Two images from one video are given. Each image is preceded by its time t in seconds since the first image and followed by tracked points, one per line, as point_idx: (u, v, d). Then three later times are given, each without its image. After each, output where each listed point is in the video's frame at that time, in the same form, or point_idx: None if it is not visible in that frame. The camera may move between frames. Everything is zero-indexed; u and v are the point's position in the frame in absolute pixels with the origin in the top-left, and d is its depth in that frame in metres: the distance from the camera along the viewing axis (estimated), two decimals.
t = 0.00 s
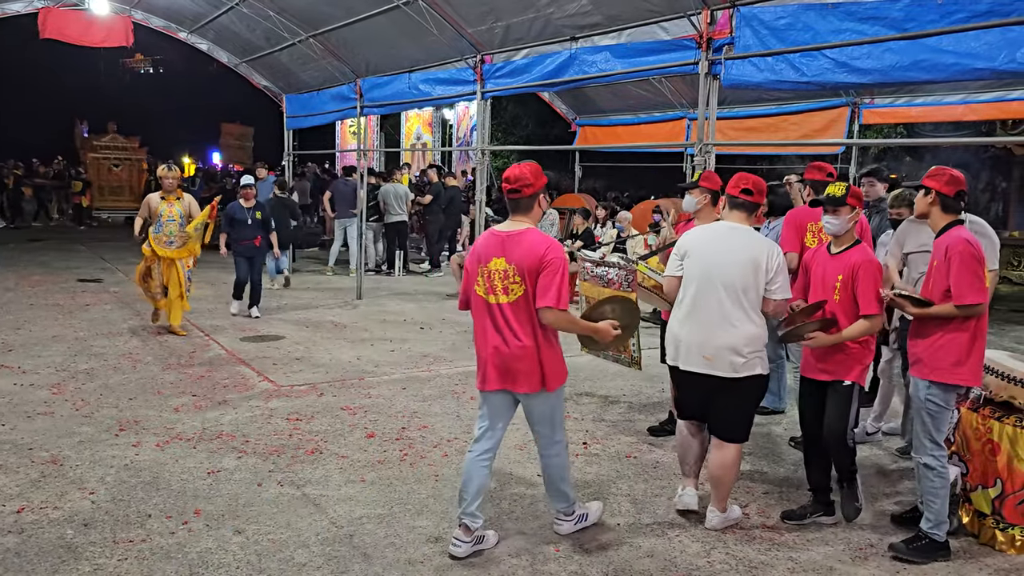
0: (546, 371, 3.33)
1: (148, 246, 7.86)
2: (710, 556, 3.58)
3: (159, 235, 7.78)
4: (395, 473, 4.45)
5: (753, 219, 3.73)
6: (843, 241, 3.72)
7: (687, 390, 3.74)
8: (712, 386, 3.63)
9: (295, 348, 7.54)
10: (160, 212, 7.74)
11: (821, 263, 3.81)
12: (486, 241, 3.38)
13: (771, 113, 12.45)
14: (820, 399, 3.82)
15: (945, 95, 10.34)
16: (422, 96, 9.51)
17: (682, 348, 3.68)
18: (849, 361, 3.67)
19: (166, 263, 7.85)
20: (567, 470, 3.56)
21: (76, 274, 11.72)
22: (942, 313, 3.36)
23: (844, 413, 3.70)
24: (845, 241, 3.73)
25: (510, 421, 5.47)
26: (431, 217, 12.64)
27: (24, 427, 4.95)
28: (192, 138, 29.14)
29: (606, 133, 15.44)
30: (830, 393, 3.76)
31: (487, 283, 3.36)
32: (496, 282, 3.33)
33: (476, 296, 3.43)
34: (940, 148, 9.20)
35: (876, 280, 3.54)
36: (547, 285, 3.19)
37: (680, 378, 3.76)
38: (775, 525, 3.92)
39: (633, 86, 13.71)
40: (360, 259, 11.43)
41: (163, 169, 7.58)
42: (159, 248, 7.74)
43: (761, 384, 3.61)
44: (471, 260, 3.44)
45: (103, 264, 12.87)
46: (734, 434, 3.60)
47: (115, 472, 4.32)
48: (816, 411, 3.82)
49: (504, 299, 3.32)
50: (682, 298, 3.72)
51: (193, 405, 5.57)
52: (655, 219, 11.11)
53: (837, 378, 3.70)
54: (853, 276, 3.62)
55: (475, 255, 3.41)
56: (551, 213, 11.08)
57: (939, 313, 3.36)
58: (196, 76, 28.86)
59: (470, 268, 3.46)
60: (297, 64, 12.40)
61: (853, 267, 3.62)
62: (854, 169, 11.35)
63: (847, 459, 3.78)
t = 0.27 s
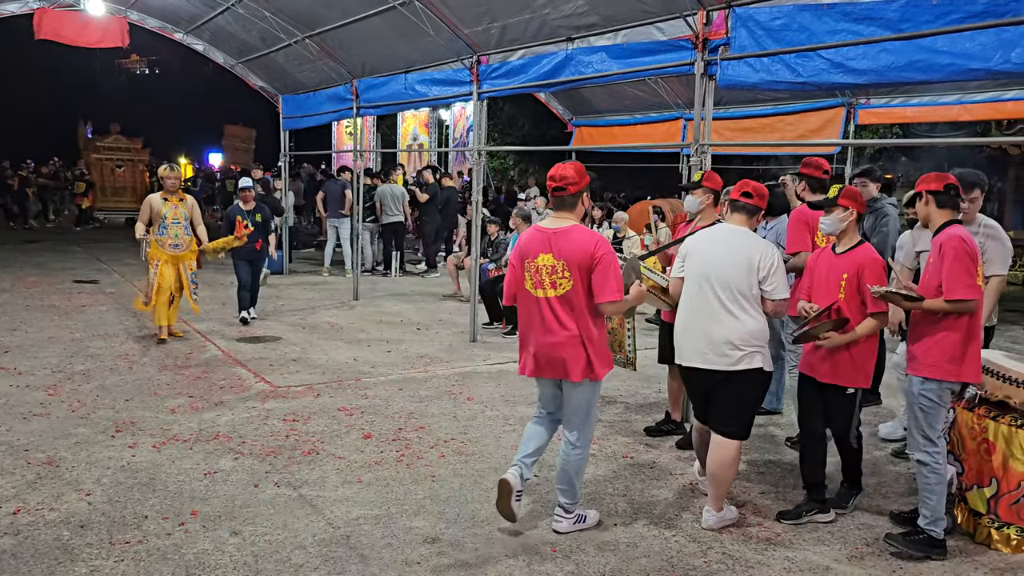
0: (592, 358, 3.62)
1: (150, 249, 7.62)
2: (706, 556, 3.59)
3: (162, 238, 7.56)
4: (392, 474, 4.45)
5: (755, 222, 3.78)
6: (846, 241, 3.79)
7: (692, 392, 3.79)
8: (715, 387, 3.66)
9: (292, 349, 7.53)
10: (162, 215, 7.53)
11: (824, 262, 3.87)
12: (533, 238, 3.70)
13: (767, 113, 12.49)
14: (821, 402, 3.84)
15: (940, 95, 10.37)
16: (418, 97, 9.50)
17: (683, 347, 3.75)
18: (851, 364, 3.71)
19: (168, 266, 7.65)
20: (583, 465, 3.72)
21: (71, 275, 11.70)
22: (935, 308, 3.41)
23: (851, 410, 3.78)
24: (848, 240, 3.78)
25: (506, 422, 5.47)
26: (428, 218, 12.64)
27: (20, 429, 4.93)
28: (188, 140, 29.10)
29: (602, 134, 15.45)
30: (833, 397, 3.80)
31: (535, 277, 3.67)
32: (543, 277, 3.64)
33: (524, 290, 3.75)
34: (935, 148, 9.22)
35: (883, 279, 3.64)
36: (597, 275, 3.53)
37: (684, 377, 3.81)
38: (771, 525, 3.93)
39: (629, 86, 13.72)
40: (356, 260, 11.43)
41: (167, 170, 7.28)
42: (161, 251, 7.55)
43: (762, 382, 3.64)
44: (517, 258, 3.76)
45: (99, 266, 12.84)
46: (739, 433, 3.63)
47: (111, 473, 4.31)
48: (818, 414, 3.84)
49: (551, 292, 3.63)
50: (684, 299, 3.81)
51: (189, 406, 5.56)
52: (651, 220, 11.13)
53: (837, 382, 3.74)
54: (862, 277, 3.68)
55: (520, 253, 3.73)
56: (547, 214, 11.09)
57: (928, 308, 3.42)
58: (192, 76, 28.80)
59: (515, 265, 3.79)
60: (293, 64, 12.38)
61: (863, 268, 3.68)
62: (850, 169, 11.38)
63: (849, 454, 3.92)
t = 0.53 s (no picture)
0: (628, 351, 3.75)
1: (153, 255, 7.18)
2: (706, 555, 3.59)
3: (166, 243, 7.11)
4: (392, 473, 4.46)
5: (746, 215, 3.90)
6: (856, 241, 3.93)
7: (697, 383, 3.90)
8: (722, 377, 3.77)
9: (292, 348, 7.53)
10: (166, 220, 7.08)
11: (837, 260, 4.01)
12: (563, 237, 3.79)
13: (766, 113, 12.53)
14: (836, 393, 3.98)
15: (939, 94, 10.35)
16: (418, 96, 9.50)
17: (689, 343, 3.84)
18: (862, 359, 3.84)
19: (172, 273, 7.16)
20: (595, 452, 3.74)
21: (71, 274, 11.70)
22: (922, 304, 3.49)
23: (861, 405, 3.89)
24: (861, 238, 3.92)
25: (506, 421, 5.47)
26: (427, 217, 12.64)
27: (20, 428, 4.94)
28: (188, 139, 29.10)
29: (602, 133, 15.45)
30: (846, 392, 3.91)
31: (569, 274, 3.75)
32: (576, 275, 3.73)
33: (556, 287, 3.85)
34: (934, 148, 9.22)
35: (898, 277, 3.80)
36: (634, 273, 3.70)
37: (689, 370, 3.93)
38: (771, 524, 3.93)
39: (628, 86, 13.73)
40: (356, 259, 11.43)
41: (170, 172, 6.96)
42: (164, 255, 7.07)
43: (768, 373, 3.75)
44: (547, 256, 3.86)
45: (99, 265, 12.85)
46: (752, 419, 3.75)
47: (111, 472, 4.31)
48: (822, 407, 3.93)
49: (586, 289, 3.71)
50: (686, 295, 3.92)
51: (189, 406, 5.56)
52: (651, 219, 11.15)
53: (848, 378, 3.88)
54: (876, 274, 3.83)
55: (551, 251, 3.83)
56: (547, 213, 11.09)
57: (915, 302, 3.47)
58: (191, 76, 28.79)
59: (544, 263, 3.89)
60: (293, 64, 12.38)
61: (878, 265, 3.82)
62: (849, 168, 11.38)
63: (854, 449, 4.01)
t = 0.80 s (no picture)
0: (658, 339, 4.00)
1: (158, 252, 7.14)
2: (711, 555, 3.58)
3: (171, 240, 7.04)
4: (397, 473, 4.46)
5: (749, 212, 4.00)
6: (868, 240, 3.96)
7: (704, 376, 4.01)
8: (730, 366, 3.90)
9: (296, 348, 7.55)
10: (173, 217, 7.00)
11: (847, 259, 4.06)
12: (594, 234, 3.95)
13: (772, 113, 12.53)
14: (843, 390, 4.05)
15: (945, 94, 10.32)
16: (423, 96, 9.50)
17: (701, 338, 3.98)
18: (863, 356, 3.93)
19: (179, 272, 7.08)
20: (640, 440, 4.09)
21: (77, 273, 11.75)
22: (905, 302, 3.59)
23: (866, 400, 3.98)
24: (874, 238, 3.96)
25: (510, 421, 5.47)
26: (432, 217, 12.65)
27: (26, 427, 4.96)
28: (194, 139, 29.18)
29: (607, 133, 15.45)
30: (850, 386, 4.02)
31: (602, 270, 3.93)
32: (608, 268, 3.91)
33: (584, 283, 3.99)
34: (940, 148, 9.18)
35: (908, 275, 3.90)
36: (663, 266, 3.95)
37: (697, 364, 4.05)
38: (777, 524, 3.92)
39: (633, 85, 13.72)
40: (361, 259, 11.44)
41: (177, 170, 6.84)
42: (170, 255, 7.03)
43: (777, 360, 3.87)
44: (573, 253, 4.00)
45: (105, 264, 12.90)
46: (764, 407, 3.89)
47: (116, 471, 4.33)
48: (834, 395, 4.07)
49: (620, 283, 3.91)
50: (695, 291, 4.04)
51: (194, 405, 5.57)
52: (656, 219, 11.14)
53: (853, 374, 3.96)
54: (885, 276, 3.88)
55: (578, 248, 3.98)
56: (552, 213, 11.09)
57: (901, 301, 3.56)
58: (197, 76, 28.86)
59: (568, 260, 4.02)
60: (298, 63, 12.40)
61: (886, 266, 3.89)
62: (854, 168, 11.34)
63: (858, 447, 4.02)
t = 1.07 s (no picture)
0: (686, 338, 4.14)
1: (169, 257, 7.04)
2: (718, 556, 3.58)
3: (181, 243, 6.91)
4: (404, 473, 4.46)
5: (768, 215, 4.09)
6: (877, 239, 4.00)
7: (718, 377, 4.07)
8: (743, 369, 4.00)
9: (303, 348, 7.57)
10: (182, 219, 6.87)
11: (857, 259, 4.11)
12: (635, 234, 3.95)
13: (779, 113, 12.51)
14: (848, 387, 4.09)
15: (953, 94, 10.27)
16: (429, 96, 9.51)
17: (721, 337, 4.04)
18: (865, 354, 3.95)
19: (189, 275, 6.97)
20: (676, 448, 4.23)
21: (84, 273, 11.80)
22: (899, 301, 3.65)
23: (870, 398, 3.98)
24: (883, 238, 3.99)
25: (516, 421, 5.47)
26: (438, 217, 12.66)
27: (34, 426, 4.98)
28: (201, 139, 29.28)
29: (613, 134, 15.44)
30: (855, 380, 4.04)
31: (646, 270, 3.95)
32: (654, 269, 3.95)
33: (626, 281, 3.97)
34: (947, 148, 9.15)
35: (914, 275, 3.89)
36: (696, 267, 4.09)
37: (710, 363, 4.12)
38: (784, 525, 3.91)
39: (640, 86, 13.70)
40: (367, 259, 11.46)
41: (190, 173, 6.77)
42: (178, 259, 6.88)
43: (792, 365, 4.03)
44: (617, 251, 3.95)
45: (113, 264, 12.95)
46: (775, 408, 4.07)
47: (124, 470, 4.34)
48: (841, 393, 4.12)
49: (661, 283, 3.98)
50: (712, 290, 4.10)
51: (201, 404, 5.59)
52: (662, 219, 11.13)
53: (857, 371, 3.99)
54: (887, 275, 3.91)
55: (622, 245, 3.95)
56: (558, 213, 11.09)
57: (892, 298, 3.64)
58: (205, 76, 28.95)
59: (610, 258, 3.95)
60: (305, 64, 12.42)
61: (889, 264, 3.91)
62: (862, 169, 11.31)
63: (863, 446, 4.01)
